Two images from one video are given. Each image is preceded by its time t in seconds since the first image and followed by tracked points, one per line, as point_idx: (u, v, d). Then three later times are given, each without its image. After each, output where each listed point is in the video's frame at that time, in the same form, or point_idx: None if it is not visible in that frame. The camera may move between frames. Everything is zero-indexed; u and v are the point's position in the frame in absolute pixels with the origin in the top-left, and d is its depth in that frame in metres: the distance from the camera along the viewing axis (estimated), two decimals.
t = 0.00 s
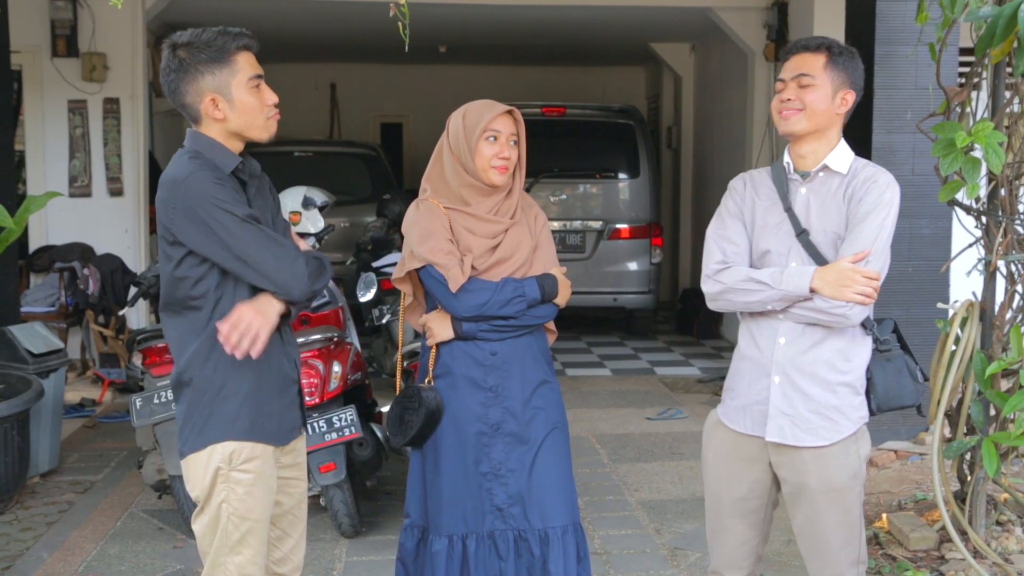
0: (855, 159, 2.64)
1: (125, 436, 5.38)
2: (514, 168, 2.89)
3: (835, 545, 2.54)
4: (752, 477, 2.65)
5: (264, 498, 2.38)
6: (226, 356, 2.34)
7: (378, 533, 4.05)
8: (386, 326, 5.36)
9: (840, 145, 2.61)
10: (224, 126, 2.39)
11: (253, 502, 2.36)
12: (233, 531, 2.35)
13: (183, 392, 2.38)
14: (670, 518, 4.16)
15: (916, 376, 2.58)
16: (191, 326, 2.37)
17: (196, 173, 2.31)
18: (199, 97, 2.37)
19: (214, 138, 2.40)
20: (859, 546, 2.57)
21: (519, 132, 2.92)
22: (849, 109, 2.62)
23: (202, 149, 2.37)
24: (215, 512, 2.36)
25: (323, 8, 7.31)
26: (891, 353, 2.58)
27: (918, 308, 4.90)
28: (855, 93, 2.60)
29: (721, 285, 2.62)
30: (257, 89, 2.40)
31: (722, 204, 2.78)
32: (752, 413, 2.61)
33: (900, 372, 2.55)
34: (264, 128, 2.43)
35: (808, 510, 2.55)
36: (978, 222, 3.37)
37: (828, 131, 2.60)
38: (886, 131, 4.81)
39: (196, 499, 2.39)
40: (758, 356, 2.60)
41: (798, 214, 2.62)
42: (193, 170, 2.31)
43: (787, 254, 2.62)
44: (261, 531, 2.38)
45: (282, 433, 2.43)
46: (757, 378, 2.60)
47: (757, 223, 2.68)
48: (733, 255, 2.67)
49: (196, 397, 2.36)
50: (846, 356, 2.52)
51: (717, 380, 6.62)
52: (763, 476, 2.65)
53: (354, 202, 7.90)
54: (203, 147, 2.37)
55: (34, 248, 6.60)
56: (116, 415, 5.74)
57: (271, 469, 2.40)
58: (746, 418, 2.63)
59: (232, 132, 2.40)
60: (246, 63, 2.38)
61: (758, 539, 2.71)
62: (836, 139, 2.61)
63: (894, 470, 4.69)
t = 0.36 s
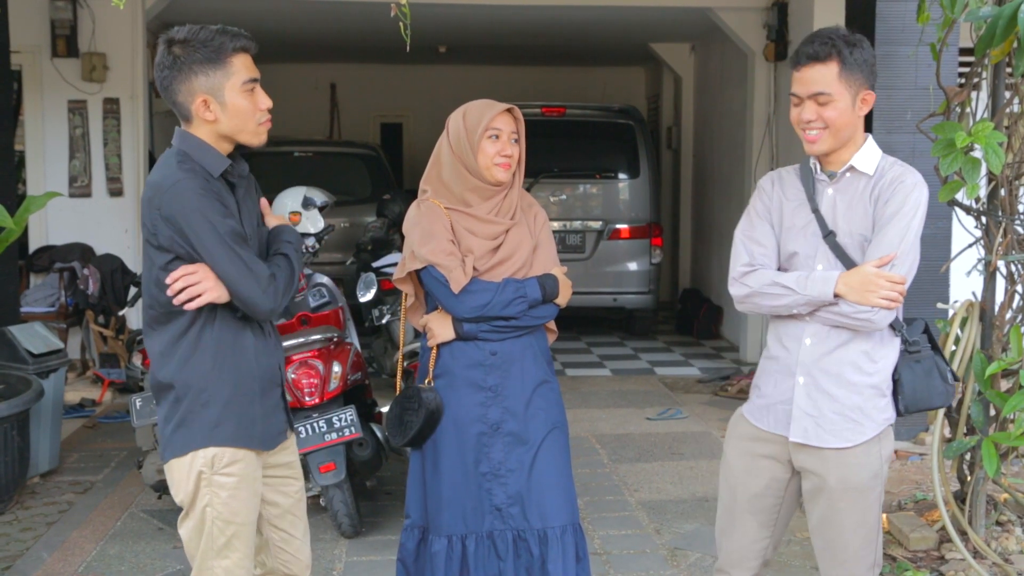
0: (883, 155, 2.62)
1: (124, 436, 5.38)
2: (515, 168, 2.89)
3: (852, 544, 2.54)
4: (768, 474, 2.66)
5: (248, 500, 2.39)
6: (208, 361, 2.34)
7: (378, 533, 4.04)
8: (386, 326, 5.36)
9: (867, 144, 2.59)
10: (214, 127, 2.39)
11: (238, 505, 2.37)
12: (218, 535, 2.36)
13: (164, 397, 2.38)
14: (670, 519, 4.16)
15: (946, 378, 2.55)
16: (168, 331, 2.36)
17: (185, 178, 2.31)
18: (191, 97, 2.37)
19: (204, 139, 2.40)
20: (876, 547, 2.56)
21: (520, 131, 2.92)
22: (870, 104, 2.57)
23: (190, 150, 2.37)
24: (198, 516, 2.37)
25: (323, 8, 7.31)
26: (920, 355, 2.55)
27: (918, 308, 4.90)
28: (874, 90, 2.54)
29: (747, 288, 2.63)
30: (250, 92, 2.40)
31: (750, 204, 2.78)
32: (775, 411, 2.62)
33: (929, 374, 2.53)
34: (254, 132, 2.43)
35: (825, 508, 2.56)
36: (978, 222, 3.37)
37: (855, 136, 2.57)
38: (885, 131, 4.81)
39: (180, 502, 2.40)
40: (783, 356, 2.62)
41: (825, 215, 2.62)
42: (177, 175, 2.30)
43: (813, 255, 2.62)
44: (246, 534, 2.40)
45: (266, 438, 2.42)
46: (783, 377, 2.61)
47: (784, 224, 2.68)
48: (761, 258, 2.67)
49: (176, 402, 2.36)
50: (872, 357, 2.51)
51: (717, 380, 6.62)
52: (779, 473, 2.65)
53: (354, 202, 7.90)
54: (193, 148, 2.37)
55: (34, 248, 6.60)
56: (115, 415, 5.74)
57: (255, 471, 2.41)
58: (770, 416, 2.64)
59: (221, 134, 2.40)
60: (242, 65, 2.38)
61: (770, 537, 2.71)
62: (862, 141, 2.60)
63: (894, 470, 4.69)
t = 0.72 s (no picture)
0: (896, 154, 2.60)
1: (124, 436, 5.38)
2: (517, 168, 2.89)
3: (852, 543, 2.53)
4: (773, 466, 2.68)
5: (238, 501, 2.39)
6: (191, 360, 2.34)
7: (377, 534, 4.04)
8: (385, 326, 5.36)
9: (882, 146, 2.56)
10: (203, 136, 2.38)
11: (229, 507, 2.37)
12: (206, 536, 2.36)
13: (150, 398, 2.39)
14: (670, 519, 4.16)
15: (953, 383, 2.52)
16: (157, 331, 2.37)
17: (155, 179, 2.33)
18: (184, 104, 2.35)
19: (187, 143, 2.40)
20: (876, 548, 2.55)
21: (520, 132, 2.92)
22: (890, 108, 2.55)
23: (171, 154, 2.38)
24: (187, 516, 2.37)
25: (322, 8, 7.31)
26: (926, 360, 2.51)
27: (918, 308, 4.90)
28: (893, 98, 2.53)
29: (749, 285, 2.67)
30: (244, 108, 2.39)
31: (764, 199, 2.79)
32: (777, 408, 2.64)
33: (934, 380, 2.51)
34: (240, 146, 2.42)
35: (825, 504, 2.56)
36: (978, 222, 3.36)
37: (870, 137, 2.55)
38: (885, 131, 4.81)
39: (168, 503, 2.40)
40: (786, 354, 2.64)
41: (830, 215, 2.62)
42: (146, 180, 2.33)
43: (816, 255, 2.63)
44: (237, 535, 2.40)
45: (253, 437, 2.41)
46: (786, 375, 2.63)
47: (790, 222, 2.70)
48: (767, 256, 2.70)
49: (162, 402, 2.36)
50: (872, 361, 2.50)
51: (717, 381, 6.62)
52: (784, 466, 2.67)
53: (353, 202, 7.90)
54: (172, 151, 2.38)
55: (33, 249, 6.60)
56: (115, 415, 5.75)
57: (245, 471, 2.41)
58: (773, 413, 2.66)
59: (207, 144, 2.39)
60: (242, 82, 2.37)
61: (775, 532, 2.71)
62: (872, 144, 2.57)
63: (894, 470, 4.69)
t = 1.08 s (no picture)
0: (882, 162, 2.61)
1: (124, 437, 5.38)
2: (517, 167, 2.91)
3: (835, 543, 2.55)
4: (760, 471, 2.68)
5: (255, 499, 2.40)
6: (219, 360, 2.34)
7: (377, 534, 4.04)
8: (385, 326, 5.36)
9: (864, 144, 2.59)
10: (211, 136, 2.38)
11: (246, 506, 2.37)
12: (232, 535, 2.37)
13: (160, 403, 2.37)
14: (669, 519, 4.16)
15: (930, 381, 2.55)
16: (175, 335, 2.33)
17: (193, 179, 2.30)
18: (194, 105, 2.34)
19: (193, 143, 2.38)
20: (858, 547, 2.57)
21: (518, 129, 2.93)
22: (876, 106, 2.58)
23: (184, 154, 2.35)
24: (213, 518, 2.36)
25: (322, 8, 7.31)
26: (903, 358, 2.55)
27: (918, 309, 4.90)
28: (876, 91, 2.56)
29: (729, 278, 2.67)
30: (251, 110, 2.41)
31: (746, 195, 2.82)
32: (755, 408, 2.66)
33: (911, 378, 2.54)
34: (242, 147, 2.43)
35: (807, 507, 2.57)
36: (978, 222, 3.36)
37: (851, 131, 2.59)
38: (886, 132, 4.81)
39: (183, 503, 2.38)
40: (762, 354, 2.64)
41: (813, 212, 2.64)
42: (179, 178, 2.30)
43: (796, 252, 2.64)
44: (254, 533, 2.40)
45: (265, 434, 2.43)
46: (762, 374, 2.64)
47: (772, 218, 2.72)
48: (747, 250, 2.72)
49: (177, 404, 2.34)
50: (848, 359, 2.53)
51: (717, 381, 6.62)
52: (771, 471, 2.67)
53: (353, 203, 7.90)
54: (183, 152, 2.35)
55: (33, 249, 6.61)
56: (115, 415, 5.75)
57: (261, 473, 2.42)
58: (751, 413, 2.67)
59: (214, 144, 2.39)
60: (251, 84, 2.39)
61: (776, 532, 2.72)
62: (860, 140, 2.59)
63: (894, 470, 4.69)
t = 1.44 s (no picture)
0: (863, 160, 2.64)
1: (125, 437, 5.38)
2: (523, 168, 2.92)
3: (814, 540, 2.58)
4: (746, 469, 2.74)
5: (253, 497, 2.40)
6: (217, 363, 2.33)
7: (376, 534, 4.03)
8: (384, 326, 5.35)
9: (842, 144, 2.62)
10: (209, 138, 2.38)
11: (243, 505, 2.37)
12: (231, 534, 2.36)
13: (157, 403, 2.37)
14: (669, 519, 4.15)
15: (904, 384, 2.61)
16: (172, 335, 2.33)
17: (189, 180, 2.30)
18: (194, 106, 2.35)
19: (191, 143, 2.38)
20: (839, 544, 2.59)
21: (523, 129, 2.93)
22: (849, 103, 2.61)
23: (185, 155, 2.36)
24: (212, 517, 2.35)
25: (322, 8, 7.31)
26: (878, 359, 2.61)
27: (918, 309, 4.90)
28: (845, 86, 2.59)
29: (709, 276, 2.75)
30: (251, 118, 2.41)
31: (735, 197, 2.88)
32: (732, 406, 2.72)
33: (886, 380, 2.60)
34: (238, 151, 2.43)
35: (785, 504, 2.61)
36: (979, 222, 3.36)
37: (829, 131, 2.62)
38: (885, 132, 4.80)
39: (185, 499, 2.38)
40: (739, 352, 2.70)
41: (794, 213, 2.68)
42: (179, 179, 2.30)
43: (776, 251, 2.69)
44: (252, 532, 2.40)
45: (264, 434, 2.43)
46: (739, 372, 2.70)
47: (756, 218, 2.78)
48: (729, 251, 2.79)
49: (180, 405, 2.33)
50: (819, 357, 2.56)
51: (716, 381, 6.62)
52: (755, 469, 2.73)
53: (353, 203, 7.90)
54: (184, 153, 2.36)
55: (34, 250, 6.61)
56: (115, 415, 5.75)
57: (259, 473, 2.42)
58: (728, 410, 2.73)
59: (212, 146, 2.39)
60: (254, 92, 2.38)
61: (765, 527, 2.79)
62: (840, 139, 2.63)
63: (894, 470, 4.69)
